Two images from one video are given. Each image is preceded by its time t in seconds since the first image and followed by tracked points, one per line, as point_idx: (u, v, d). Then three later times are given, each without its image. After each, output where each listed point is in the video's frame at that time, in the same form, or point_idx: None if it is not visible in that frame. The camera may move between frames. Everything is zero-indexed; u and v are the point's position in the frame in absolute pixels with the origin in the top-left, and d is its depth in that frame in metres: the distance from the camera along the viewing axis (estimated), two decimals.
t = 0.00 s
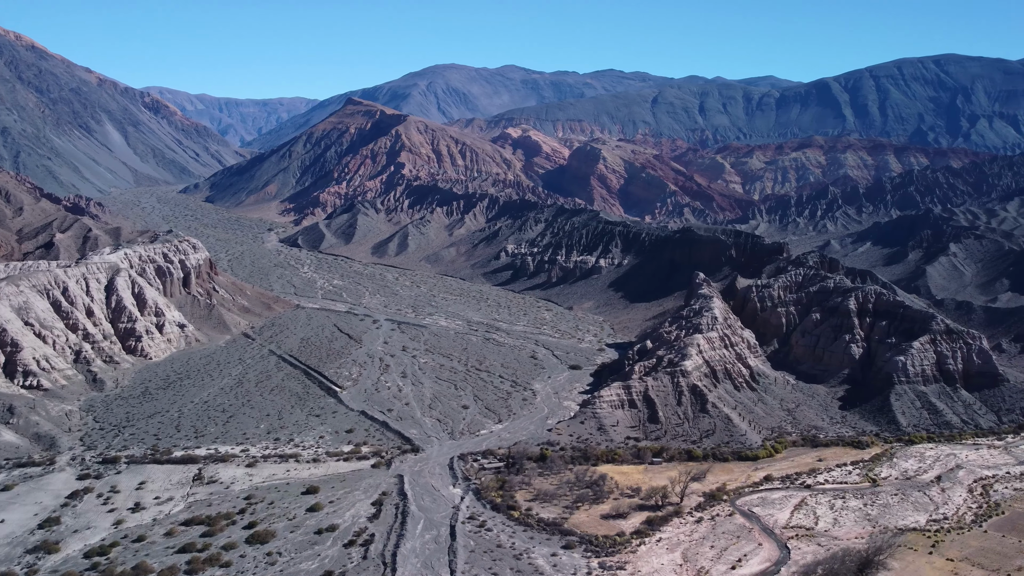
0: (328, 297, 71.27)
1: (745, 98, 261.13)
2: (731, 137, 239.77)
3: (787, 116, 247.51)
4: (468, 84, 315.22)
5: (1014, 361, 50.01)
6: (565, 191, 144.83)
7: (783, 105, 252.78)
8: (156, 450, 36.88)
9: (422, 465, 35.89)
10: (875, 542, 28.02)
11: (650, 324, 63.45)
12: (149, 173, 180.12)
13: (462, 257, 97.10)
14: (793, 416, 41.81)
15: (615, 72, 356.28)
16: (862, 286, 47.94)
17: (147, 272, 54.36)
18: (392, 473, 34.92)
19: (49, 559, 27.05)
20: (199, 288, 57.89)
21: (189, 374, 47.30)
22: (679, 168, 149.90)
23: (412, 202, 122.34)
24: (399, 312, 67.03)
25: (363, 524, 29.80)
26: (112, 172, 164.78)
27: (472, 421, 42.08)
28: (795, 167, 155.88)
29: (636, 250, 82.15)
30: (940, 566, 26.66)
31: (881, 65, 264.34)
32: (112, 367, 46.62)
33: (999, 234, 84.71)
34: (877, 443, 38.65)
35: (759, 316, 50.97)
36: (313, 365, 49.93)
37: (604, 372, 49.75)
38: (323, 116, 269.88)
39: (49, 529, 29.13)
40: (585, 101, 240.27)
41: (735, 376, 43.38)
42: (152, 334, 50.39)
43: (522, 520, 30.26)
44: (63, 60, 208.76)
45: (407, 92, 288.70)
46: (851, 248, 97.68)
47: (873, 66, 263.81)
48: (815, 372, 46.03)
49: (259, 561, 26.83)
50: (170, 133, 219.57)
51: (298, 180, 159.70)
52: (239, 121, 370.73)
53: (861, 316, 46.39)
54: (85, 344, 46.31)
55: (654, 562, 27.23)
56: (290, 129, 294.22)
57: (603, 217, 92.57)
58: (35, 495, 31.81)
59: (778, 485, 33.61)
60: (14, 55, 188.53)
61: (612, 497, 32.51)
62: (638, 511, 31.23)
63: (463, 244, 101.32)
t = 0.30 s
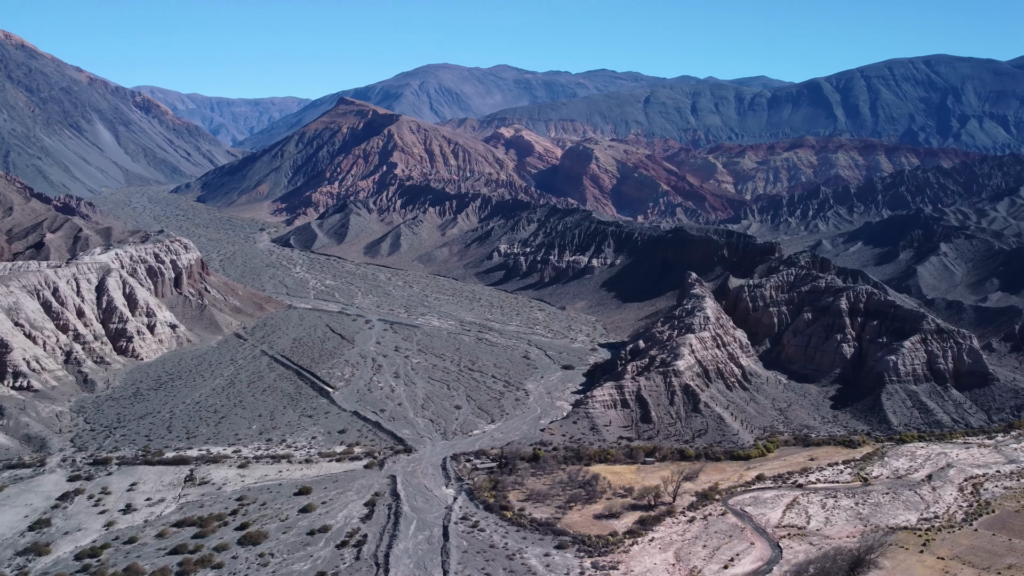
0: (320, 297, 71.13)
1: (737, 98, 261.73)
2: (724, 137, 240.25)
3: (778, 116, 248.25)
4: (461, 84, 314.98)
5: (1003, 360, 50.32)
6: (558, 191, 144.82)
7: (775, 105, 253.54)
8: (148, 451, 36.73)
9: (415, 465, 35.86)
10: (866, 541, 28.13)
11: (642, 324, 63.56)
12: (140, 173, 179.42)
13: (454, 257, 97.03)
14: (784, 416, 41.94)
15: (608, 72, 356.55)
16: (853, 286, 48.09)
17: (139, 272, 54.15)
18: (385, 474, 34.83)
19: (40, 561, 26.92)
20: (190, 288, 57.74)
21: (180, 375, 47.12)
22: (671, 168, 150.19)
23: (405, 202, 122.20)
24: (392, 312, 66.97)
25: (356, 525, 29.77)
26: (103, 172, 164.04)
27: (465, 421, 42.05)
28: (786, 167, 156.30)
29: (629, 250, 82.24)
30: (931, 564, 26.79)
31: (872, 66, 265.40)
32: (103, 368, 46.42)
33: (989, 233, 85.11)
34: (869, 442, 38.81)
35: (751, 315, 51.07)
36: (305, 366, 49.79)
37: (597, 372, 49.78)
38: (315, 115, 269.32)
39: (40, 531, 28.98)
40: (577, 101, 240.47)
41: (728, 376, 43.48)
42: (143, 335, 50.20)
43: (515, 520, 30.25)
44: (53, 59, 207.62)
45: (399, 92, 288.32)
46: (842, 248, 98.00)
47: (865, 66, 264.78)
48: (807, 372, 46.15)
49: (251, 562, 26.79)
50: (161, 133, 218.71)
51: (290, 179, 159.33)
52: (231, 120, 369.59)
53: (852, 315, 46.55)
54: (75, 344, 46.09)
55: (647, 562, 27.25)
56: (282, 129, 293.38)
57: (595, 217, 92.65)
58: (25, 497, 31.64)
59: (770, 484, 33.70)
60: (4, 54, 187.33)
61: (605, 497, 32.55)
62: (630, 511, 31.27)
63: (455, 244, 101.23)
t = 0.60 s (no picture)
0: (311, 298, 71.05)
1: (728, 98, 262.35)
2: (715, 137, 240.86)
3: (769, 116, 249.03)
4: (452, 84, 314.85)
5: (992, 360, 50.63)
6: (549, 191, 144.85)
7: (766, 105, 254.30)
8: (138, 452, 36.59)
9: (406, 466, 35.81)
10: (857, 540, 28.26)
11: (634, 323, 63.70)
12: (129, 173, 178.71)
13: (446, 257, 97.01)
14: (775, 415, 42.08)
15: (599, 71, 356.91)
16: (843, 286, 48.25)
17: (128, 272, 53.92)
18: (376, 474, 34.80)
19: (29, 563, 26.78)
20: (180, 289, 57.53)
21: (170, 375, 46.95)
22: (662, 168, 150.53)
23: (396, 202, 122.09)
24: (384, 312, 66.92)
25: (348, 526, 29.70)
26: (92, 172, 163.33)
27: (457, 421, 42.02)
28: (777, 167, 156.84)
29: (620, 250, 82.31)
30: (920, 562, 26.93)
31: (862, 66, 266.47)
32: (92, 369, 46.20)
33: (977, 233, 85.66)
34: (858, 441, 39.00)
35: (742, 315, 51.14)
36: (297, 366, 49.65)
37: (588, 372, 49.82)
38: (306, 115, 268.66)
39: (29, 533, 28.82)
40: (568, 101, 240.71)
41: (718, 375, 43.61)
42: (133, 335, 49.98)
43: (506, 520, 30.26)
44: (42, 58, 206.34)
45: (390, 92, 287.97)
46: (833, 247, 98.42)
47: (855, 66, 265.89)
48: (797, 371, 46.30)
49: (242, 564, 26.68)
50: (151, 132, 217.81)
51: (281, 179, 158.94)
52: (221, 120, 368.34)
53: (842, 315, 46.73)
54: (64, 346, 45.83)
55: (638, 562, 27.30)
56: (273, 129, 292.49)
57: (587, 216, 92.84)
58: (14, 499, 31.47)
59: (761, 484, 33.81)
60: None
61: (597, 497, 32.58)
62: (622, 510, 31.31)
63: (447, 244, 101.19)
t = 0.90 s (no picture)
0: (300, 298, 70.88)
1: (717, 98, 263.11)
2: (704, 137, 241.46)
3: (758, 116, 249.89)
4: (442, 83, 314.49)
5: (978, 359, 50.99)
6: (539, 190, 144.93)
7: (755, 105, 255.14)
8: (126, 453, 36.39)
9: (396, 467, 35.75)
10: (845, 538, 28.39)
11: (624, 323, 63.80)
12: (117, 172, 177.78)
13: (436, 257, 96.90)
14: (764, 414, 42.24)
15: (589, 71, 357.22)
16: (831, 285, 48.41)
17: (116, 272, 53.63)
18: (366, 474, 34.76)
19: (15, 566, 26.57)
20: (169, 289, 57.27)
21: (158, 376, 46.72)
22: (652, 167, 150.83)
23: (386, 202, 121.86)
24: (373, 312, 66.82)
25: (338, 527, 29.63)
26: (80, 171, 162.36)
27: (447, 421, 42.00)
28: (766, 166, 157.40)
29: (610, 249, 82.42)
30: (908, 560, 27.10)
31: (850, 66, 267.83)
32: (79, 370, 45.93)
33: (964, 233, 86.25)
34: (847, 440, 39.19)
35: (731, 314, 51.16)
36: (286, 367, 49.47)
37: (578, 372, 49.85)
38: (295, 115, 267.77)
39: (16, 536, 28.60)
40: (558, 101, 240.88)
41: (708, 375, 43.74)
42: (121, 336, 49.75)
43: (497, 520, 30.25)
44: (28, 57, 204.81)
45: (380, 91, 287.38)
46: (821, 247, 98.87)
47: (843, 67, 267.17)
48: (786, 370, 46.45)
49: (231, 565, 26.56)
50: (139, 132, 216.61)
51: (270, 179, 158.38)
52: (210, 119, 366.70)
53: (831, 314, 46.89)
54: (52, 346, 45.53)
55: (628, 561, 27.35)
56: (261, 129, 291.42)
57: (576, 216, 92.93)
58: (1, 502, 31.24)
59: (750, 482, 33.94)
60: None
61: (587, 497, 32.61)
62: (612, 510, 31.37)
63: (437, 244, 101.05)
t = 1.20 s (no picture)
0: (288, 298, 70.69)
1: (704, 98, 263.98)
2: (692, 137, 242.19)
3: (745, 116, 250.89)
4: (430, 83, 314.14)
5: (962, 357, 51.41)
6: (527, 190, 144.96)
7: (742, 105, 256.16)
8: (112, 455, 36.17)
9: (385, 467, 35.69)
10: (832, 536, 28.56)
11: (612, 323, 63.92)
12: (102, 172, 176.65)
13: (424, 257, 96.80)
14: (752, 413, 42.42)
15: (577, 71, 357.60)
16: (818, 285, 48.61)
17: (102, 273, 53.28)
18: (355, 475, 34.68)
19: None
20: (155, 289, 56.95)
21: (145, 377, 46.42)
22: (640, 167, 151.21)
23: (373, 202, 121.61)
24: (362, 312, 66.73)
25: (325, 528, 29.56)
26: (64, 171, 161.21)
27: (435, 421, 41.98)
28: (752, 166, 158.09)
29: (598, 249, 82.53)
30: (894, 557, 27.29)
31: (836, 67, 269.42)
32: (64, 371, 45.60)
33: (949, 232, 86.93)
34: (834, 439, 39.42)
35: (718, 314, 51.20)
36: (274, 368, 49.26)
37: (566, 372, 49.90)
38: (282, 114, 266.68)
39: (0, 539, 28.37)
40: (546, 100, 240.99)
41: (696, 374, 43.90)
42: (106, 337, 49.43)
43: (485, 520, 30.26)
44: (12, 56, 203.00)
45: (368, 91, 286.59)
46: (808, 246, 99.36)
47: (829, 67, 268.62)
48: (773, 369, 46.66)
49: (218, 567, 26.45)
50: (124, 131, 215.17)
51: (257, 179, 157.75)
52: (196, 119, 364.74)
53: (817, 313, 47.11)
54: (36, 348, 45.17)
55: (616, 560, 27.41)
56: (248, 128, 289.97)
57: (564, 216, 93.02)
58: None
59: (738, 481, 34.08)
60: None
61: (576, 496, 32.65)
62: (600, 509, 31.45)
63: (425, 244, 100.93)
